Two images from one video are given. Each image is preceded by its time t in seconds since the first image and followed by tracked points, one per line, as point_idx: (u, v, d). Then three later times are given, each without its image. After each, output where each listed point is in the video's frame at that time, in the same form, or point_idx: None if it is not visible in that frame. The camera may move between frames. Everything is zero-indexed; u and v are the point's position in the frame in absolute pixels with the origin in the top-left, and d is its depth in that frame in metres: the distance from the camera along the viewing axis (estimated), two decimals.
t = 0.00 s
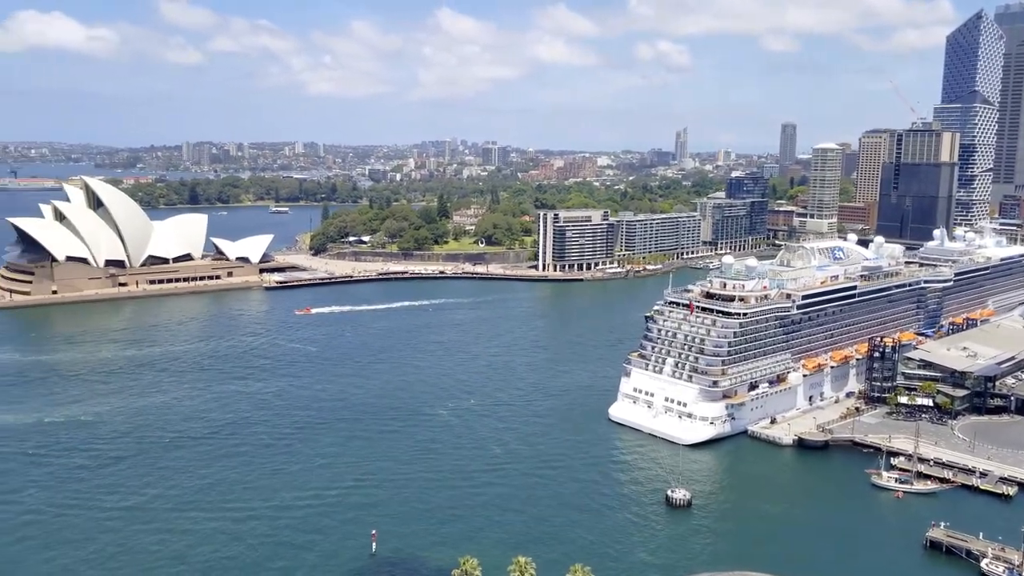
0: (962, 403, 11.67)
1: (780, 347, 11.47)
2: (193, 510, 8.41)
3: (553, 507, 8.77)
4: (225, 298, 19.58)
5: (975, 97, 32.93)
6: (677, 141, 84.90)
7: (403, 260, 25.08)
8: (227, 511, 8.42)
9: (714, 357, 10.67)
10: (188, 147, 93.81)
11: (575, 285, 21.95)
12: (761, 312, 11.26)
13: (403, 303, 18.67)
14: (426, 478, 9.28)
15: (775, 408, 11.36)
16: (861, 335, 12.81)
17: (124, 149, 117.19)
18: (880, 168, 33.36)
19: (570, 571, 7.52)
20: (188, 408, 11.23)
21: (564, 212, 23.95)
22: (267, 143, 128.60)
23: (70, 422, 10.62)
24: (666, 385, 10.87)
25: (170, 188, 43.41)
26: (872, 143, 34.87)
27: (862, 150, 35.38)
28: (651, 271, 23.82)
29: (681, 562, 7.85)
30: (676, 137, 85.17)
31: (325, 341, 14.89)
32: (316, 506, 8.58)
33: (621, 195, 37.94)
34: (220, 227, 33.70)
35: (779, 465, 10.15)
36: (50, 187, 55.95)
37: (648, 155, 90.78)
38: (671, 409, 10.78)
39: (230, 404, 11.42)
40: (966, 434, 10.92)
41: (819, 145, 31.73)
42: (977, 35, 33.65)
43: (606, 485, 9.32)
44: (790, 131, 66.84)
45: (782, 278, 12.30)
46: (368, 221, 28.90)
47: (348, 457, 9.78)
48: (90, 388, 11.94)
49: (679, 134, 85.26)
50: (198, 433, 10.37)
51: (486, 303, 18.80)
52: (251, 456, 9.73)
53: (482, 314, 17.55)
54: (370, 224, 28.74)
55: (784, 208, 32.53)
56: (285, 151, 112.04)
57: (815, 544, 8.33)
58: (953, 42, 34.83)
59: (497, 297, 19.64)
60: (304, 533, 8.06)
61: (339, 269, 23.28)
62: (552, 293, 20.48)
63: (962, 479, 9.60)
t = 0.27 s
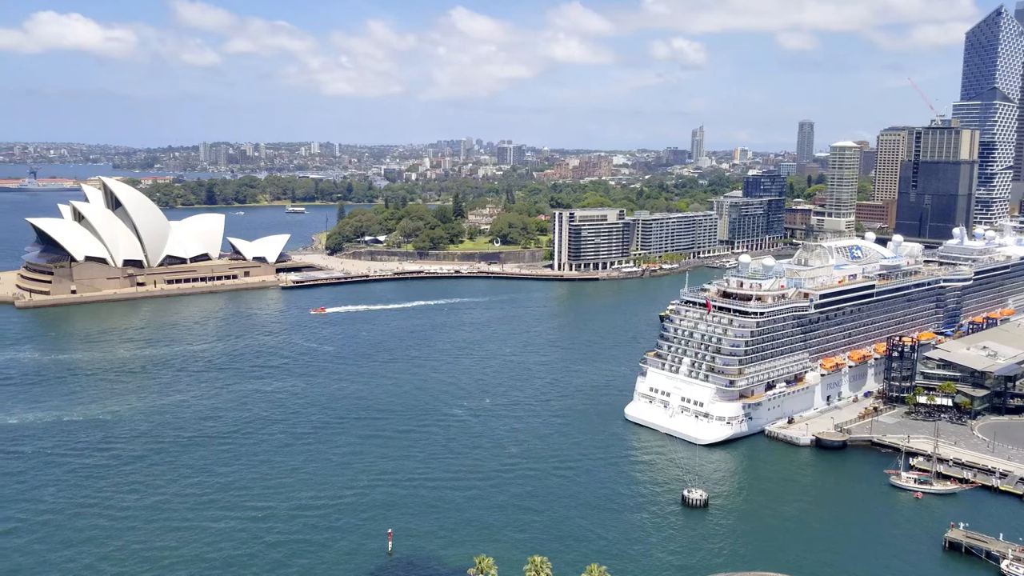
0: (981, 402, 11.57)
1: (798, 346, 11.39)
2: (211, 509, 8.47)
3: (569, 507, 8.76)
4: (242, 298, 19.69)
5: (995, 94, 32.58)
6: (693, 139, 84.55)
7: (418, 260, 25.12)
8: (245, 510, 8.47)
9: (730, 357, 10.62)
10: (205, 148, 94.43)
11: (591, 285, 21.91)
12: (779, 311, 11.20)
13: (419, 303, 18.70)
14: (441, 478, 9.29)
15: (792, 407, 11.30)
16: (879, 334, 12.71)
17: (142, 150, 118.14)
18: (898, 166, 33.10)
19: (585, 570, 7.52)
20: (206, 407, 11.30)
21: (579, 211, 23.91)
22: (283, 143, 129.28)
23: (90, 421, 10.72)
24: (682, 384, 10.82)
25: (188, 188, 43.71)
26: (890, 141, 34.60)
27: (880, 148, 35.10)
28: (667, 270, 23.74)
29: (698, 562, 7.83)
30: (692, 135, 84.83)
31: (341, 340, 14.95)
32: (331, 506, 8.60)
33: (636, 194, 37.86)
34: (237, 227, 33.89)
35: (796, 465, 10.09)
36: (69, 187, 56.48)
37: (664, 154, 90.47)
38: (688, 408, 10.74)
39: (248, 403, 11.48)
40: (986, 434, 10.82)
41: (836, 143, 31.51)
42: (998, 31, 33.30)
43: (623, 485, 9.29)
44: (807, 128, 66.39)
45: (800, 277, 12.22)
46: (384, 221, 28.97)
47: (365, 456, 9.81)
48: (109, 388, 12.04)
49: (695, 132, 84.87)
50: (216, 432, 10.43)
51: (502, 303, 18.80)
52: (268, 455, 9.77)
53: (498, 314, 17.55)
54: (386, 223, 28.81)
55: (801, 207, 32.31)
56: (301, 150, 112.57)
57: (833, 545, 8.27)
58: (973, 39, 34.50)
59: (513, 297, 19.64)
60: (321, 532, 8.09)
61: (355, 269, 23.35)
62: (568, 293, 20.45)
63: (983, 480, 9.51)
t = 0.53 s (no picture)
0: (1010, 406, 11.38)
1: (823, 348, 11.28)
2: (235, 508, 8.52)
3: (592, 508, 8.72)
4: (265, 297, 19.81)
5: None
6: (716, 139, 84.06)
7: (440, 260, 25.15)
8: (268, 509, 8.51)
9: (754, 358, 10.53)
10: (230, 148, 95.25)
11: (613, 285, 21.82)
12: (803, 312, 11.08)
13: (440, 303, 18.73)
14: (464, 478, 9.29)
15: (817, 409, 11.18)
16: (906, 336, 12.55)
17: (167, 150, 119.42)
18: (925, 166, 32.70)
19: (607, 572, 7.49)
20: (230, 406, 11.37)
21: (601, 211, 23.84)
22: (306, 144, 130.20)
23: (116, 419, 10.83)
24: (705, 386, 10.75)
25: (212, 188, 44.09)
26: (917, 140, 34.19)
27: (907, 148, 34.70)
28: (690, 271, 23.60)
29: (721, 565, 7.76)
30: (715, 135, 84.33)
31: (363, 340, 15.00)
32: (354, 505, 8.63)
33: (658, 194, 37.70)
34: (260, 227, 34.12)
35: (821, 468, 9.98)
36: (95, 188, 57.17)
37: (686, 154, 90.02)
38: (710, 410, 10.65)
39: (270, 402, 11.55)
40: (1015, 438, 10.65)
41: (862, 142, 31.17)
42: None
43: (646, 487, 9.24)
44: (832, 128, 65.76)
45: (825, 277, 12.09)
46: (405, 221, 29.04)
47: (387, 455, 9.83)
48: (135, 386, 12.16)
49: (718, 131, 84.36)
50: (240, 431, 10.49)
51: (523, 303, 18.78)
52: (291, 454, 9.82)
53: (519, 314, 17.53)
54: (408, 223, 28.88)
55: (825, 207, 32.00)
56: (324, 151, 113.19)
57: (859, 549, 8.17)
58: (1002, 36, 34.01)
59: (534, 297, 19.60)
60: (344, 531, 8.12)
61: (377, 269, 23.42)
62: (589, 293, 20.38)
63: (1012, 484, 9.35)
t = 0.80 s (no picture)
0: None
1: (843, 349, 11.17)
2: (255, 505, 8.55)
3: (611, 509, 8.69)
4: (284, 296, 19.90)
5: None
6: (736, 139, 83.60)
7: (457, 259, 25.16)
8: (289, 506, 8.54)
9: (773, 360, 10.44)
10: (250, 148, 95.86)
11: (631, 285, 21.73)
12: (824, 314, 10.98)
13: (458, 302, 18.73)
14: (483, 477, 9.28)
15: (837, 412, 11.07)
16: (928, 338, 12.40)
17: (188, 150, 120.49)
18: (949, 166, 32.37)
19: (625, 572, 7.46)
20: (248, 404, 11.42)
21: (619, 211, 23.75)
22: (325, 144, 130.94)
23: (136, 415, 10.91)
24: (724, 387, 10.67)
25: (232, 188, 44.37)
26: (941, 141, 33.83)
27: (930, 148, 34.34)
28: (709, 271, 23.47)
29: (739, 568, 7.70)
30: (735, 135, 83.87)
31: (381, 339, 15.03)
32: (372, 503, 8.64)
33: (677, 194, 37.53)
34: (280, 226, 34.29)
35: (842, 471, 9.87)
36: (117, 186, 57.73)
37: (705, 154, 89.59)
38: (729, 411, 10.58)
39: (289, 400, 11.59)
40: None
41: (884, 143, 30.86)
42: None
43: (665, 488, 9.19)
44: (854, 127, 65.19)
45: (846, 278, 11.97)
46: (423, 221, 29.08)
47: (406, 454, 9.84)
48: (156, 383, 12.23)
49: (738, 131, 83.85)
50: (259, 428, 10.53)
51: (541, 303, 18.75)
52: (310, 452, 9.85)
53: (537, 313, 17.50)
54: (426, 223, 28.92)
55: (846, 207, 31.73)
56: (343, 150, 113.61)
57: (881, 554, 8.06)
58: None
59: (552, 297, 19.56)
60: (363, 529, 8.13)
61: (395, 268, 23.46)
62: (608, 293, 20.31)
63: None
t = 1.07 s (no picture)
0: None
1: (863, 352, 11.06)
2: (272, 502, 8.58)
3: (628, 510, 8.65)
4: (302, 294, 19.98)
5: None
6: (756, 138, 83.11)
7: (475, 259, 25.16)
8: (306, 504, 8.56)
9: (792, 362, 10.36)
10: (269, 147, 96.40)
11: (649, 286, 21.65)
12: (843, 316, 10.88)
13: (475, 301, 18.73)
14: (499, 477, 9.26)
15: (856, 415, 10.96)
16: (950, 341, 12.26)
17: (207, 148, 121.33)
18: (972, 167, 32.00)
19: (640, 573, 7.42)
20: (266, 401, 11.47)
21: (636, 211, 23.67)
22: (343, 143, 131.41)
23: (155, 412, 10.99)
24: (741, 389, 10.59)
25: (252, 186, 44.64)
26: (964, 141, 33.46)
27: (953, 148, 33.97)
28: (727, 272, 23.34)
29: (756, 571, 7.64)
30: (755, 134, 83.36)
31: (398, 337, 15.05)
32: (388, 501, 8.64)
33: (696, 194, 37.36)
34: (298, 225, 34.45)
35: (861, 475, 9.77)
36: (138, 184, 58.21)
37: (724, 154, 89.11)
38: (747, 413, 10.50)
39: (307, 398, 11.63)
40: None
41: (906, 143, 30.55)
42: None
43: (682, 489, 9.14)
44: (876, 128, 64.62)
45: (866, 280, 11.86)
46: (441, 220, 29.11)
47: (423, 453, 9.84)
48: (175, 380, 12.31)
49: (757, 131, 83.34)
50: (277, 426, 10.57)
51: (558, 303, 18.71)
52: (328, 449, 9.87)
53: (554, 313, 17.47)
54: (444, 222, 28.95)
55: (866, 208, 31.46)
56: (361, 150, 114.05)
57: (899, 559, 7.97)
58: None
59: (569, 297, 19.52)
60: (379, 526, 8.14)
61: (412, 267, 23.50)
62: (625, 293, 20.24)
63: None
